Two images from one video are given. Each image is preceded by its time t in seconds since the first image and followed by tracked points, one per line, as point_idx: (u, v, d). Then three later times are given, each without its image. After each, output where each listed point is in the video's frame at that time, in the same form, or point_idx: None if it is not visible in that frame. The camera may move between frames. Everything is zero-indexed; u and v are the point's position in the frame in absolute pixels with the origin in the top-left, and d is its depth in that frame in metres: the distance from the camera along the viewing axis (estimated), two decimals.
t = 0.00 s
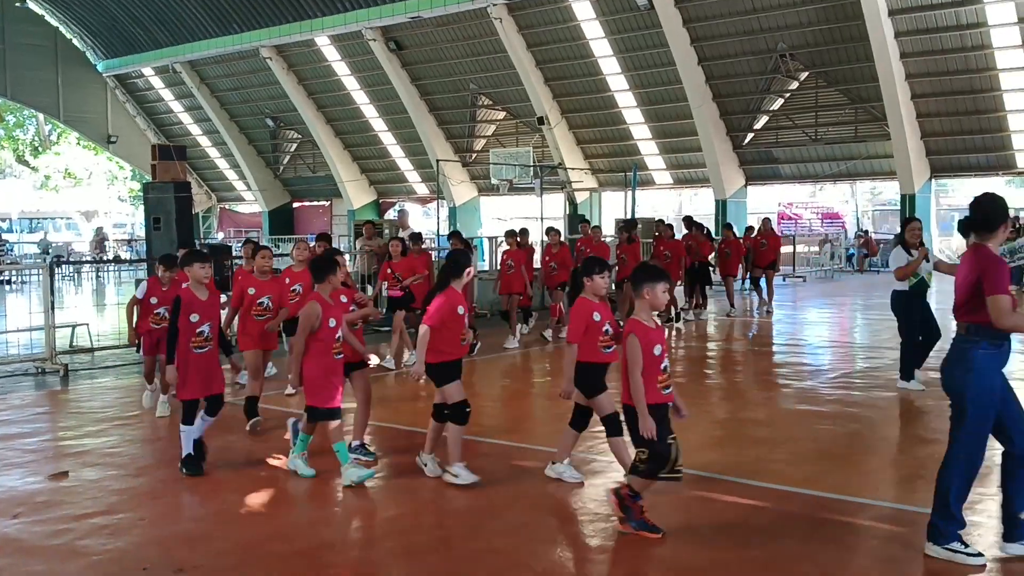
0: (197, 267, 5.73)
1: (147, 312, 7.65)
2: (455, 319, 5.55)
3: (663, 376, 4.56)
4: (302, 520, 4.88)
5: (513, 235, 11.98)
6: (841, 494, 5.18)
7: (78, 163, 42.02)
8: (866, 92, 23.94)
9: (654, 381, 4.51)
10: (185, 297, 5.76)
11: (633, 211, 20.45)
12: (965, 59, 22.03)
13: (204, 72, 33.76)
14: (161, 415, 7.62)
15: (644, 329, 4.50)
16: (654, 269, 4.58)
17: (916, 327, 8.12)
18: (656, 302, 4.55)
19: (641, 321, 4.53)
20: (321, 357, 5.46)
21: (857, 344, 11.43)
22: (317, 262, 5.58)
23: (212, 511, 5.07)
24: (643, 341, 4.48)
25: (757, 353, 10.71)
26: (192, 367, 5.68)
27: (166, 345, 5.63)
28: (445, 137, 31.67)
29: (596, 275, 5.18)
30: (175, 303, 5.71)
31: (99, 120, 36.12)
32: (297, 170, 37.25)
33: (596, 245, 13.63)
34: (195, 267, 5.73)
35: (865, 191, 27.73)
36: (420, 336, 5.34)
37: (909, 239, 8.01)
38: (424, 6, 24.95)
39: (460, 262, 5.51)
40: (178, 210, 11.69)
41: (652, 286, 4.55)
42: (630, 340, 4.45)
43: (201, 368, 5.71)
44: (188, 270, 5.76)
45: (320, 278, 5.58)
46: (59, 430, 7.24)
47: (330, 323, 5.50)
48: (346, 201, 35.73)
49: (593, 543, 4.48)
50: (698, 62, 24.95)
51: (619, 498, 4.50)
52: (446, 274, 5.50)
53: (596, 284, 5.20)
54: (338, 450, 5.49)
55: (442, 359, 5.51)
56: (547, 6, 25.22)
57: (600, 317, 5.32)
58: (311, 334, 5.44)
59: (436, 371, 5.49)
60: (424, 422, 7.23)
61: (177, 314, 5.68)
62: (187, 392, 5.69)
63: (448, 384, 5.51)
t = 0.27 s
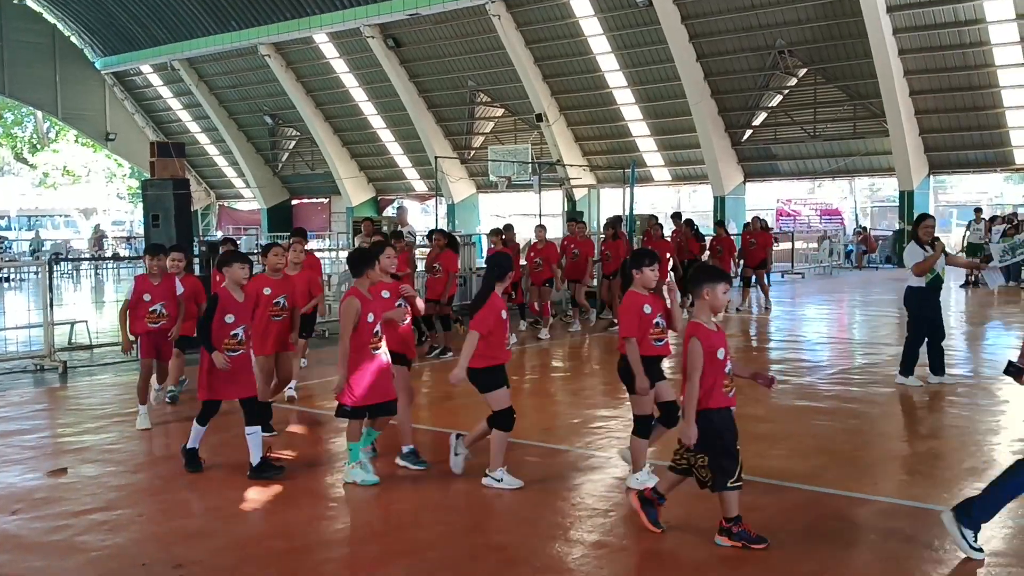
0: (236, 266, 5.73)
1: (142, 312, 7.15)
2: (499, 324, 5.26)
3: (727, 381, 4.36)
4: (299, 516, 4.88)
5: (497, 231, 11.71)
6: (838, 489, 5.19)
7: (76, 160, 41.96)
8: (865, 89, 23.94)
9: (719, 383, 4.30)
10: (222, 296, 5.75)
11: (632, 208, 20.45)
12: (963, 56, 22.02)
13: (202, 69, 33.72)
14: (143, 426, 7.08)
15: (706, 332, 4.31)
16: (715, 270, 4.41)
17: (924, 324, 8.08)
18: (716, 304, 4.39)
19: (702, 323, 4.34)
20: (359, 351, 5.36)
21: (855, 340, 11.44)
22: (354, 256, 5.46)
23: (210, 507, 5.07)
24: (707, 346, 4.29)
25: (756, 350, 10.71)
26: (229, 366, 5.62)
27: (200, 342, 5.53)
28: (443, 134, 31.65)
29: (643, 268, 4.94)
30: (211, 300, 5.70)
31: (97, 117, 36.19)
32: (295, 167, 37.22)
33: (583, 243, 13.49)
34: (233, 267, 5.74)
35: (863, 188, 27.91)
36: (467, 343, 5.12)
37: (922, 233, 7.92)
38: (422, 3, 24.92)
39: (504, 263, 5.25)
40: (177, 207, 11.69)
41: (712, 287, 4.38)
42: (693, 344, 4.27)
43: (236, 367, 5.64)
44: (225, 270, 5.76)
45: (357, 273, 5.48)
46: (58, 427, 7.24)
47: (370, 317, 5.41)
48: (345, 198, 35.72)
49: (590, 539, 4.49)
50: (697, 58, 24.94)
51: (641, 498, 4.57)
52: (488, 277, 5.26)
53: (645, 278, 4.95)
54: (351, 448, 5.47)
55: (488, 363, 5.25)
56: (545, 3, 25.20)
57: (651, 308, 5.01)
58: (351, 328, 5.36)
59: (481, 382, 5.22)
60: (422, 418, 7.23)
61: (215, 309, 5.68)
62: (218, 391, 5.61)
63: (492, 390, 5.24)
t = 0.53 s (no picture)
0: (271, 257, 5.54)
1: (150, 300, 6.94)
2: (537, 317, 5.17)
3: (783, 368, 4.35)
4: (297, 511, 4.88)
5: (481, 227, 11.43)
6: (836, 482, 5.19)
7: (74, 156, 41.87)
8: (863, 83, 23.93)
9: (777, 366, 4.28)
10: (256, 287, 5.56)
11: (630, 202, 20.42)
12: (961, 49, 22.00)
13: (199, 65, 33.66)
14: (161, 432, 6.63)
15: (763, 321, 4.28)
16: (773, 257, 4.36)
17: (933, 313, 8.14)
18: (772, 293, 4.34)
19: (756, 312, 4.30)
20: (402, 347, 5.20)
21: (853, 334, 11.44)
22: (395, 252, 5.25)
23: (208, 501, 5.07)
24: (766, 335, 4.25)
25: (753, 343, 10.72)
26: (264, 361, 5.48)
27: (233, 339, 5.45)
28: (441, 129, 31.61)
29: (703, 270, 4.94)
30: (246, 293, 5.53)
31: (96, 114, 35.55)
32: (294, 162, 37.16)
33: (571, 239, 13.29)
34: (268, 257, 5.54)
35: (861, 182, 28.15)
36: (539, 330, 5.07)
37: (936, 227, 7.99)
38: None
39: (537, 256, 5.21)
40: (174, 202, 11.67)
41: (768, 275, 4.33)
42: (753, 335, 4.21)
43: (272, 361, 5.49)
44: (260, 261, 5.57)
45: (399, 268, 5.25)
46: (56, 422, 7.23)
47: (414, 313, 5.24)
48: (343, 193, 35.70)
49: (588, 532, 4.48)
50: (696, 53, 24.89)
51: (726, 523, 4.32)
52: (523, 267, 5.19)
53: (704, 280, 4.94)
54: (426, 449, 5.28)
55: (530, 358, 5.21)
56: None
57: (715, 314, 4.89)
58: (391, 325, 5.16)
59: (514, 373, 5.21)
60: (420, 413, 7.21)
61: (249, 305, 5.51)
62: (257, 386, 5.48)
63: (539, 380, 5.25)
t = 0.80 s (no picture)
0: (306, 254, 5.32)
1: (153, 303, 6.36)
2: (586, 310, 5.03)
3: (846, 365, 4.25)
4: (294, 504, 4.88)
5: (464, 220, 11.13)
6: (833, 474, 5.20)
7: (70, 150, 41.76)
8: (860, 75, 23.92)
9: (840, 363, 4.21)
10: (292, 289, 5.32)
11: (627, 195, 20.39)
12: (959, 41, 21.97)
13: (195, 58, 33.55)
14: (155, 437, 6.27)
15: (825, 314, 4.21)
16: (838, 250, 4.31)
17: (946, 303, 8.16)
18: (835, 286, 4.28)
19: (820, 305, 4.24)
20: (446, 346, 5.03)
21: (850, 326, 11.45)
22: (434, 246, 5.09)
23: (205, 495, 5.07)
24: (828, 327, 4.19)
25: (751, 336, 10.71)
26: (303, 366, 5.23)
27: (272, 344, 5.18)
28: (438, 121, 31.56)
29: (760, 250, 4.83)
30: (282, 296, 5.28)
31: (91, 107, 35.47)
32: (290, 155, 37.10)
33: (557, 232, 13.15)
34: (303, 254, 5.32)
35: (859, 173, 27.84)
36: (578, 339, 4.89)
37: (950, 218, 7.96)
38: None
39: (584, 247, 5.04)
40: (171, 196, 11.66)
41: (832, 267, 4.28)
42: (815, 325, 4.15)
43: (313, 364, 5.25)
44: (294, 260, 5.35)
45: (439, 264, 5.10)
46: (54, 416, 7.22)
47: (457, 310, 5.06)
48: (341, 186, 35.66)
49: (586, 524, 4.48)
50: (693, 45, 24.82)
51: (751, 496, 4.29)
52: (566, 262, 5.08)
53: (761, 261, 4.83)
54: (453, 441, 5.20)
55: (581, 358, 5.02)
56: None
57: (765, 296, 4.84)
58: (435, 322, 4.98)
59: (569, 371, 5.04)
60: (418, 405, 7.21)
61: (287, 307, 5.26)
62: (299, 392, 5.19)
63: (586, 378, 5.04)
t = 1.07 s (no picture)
0: (345, 245, 5.17)
1: (175, 303, 5.96)
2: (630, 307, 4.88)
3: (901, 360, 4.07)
4: (293, 498, 4.89)
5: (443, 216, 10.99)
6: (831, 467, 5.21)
7: (65, 145, 41.65)
8: (856, 69, 23.95)
9: (893, 362, 4.03)
10: (330, 280, 5.14)
11: (623, 190, 20.40)
12: (955, 35, 21.98)
13: (191, 52, 33.45)
14: (193, 439, 6.09)
15: (878, 307, 4.03)
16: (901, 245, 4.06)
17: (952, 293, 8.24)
18: (893, 280, 4.08)
19: (873, 296, 4.07)
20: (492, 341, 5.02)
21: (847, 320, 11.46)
22: (480, 238, 5.06)
23: (201, 490, 5.07)
24: (877, 320, 4.02)
25: (747, 330, 10.73)
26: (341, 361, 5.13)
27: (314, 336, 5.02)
28: (435, 116, 31.54)
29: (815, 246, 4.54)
30: (320, 287, 5.10)
31: (86, 101, 35.39)
32: (286, 150, 37.05)
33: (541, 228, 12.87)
34: (344, 245, 5.17)
35: (854, 167, 27.66)
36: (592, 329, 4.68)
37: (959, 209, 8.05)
38: None
39: (635, 239, 4.87)
40: (166, 191, 11.64)
41: (891, 260, 4.08)
42: (861, 317, 4.00)
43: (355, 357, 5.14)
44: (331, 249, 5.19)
45: (486, 257, 5.06)
46: (49, 411, 7.21)
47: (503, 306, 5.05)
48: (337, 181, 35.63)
49: (583, 518, 4.49)
50: (689, 39, 24.80)
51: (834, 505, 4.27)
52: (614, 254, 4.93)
53: (817, 256, 4.56)
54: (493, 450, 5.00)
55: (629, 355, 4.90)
56: None
57: (825, 293, 4.59)
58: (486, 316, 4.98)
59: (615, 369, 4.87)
60: (415, 400, 7.21)
61: (325, 298, 5.10)
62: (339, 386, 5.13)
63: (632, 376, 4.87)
